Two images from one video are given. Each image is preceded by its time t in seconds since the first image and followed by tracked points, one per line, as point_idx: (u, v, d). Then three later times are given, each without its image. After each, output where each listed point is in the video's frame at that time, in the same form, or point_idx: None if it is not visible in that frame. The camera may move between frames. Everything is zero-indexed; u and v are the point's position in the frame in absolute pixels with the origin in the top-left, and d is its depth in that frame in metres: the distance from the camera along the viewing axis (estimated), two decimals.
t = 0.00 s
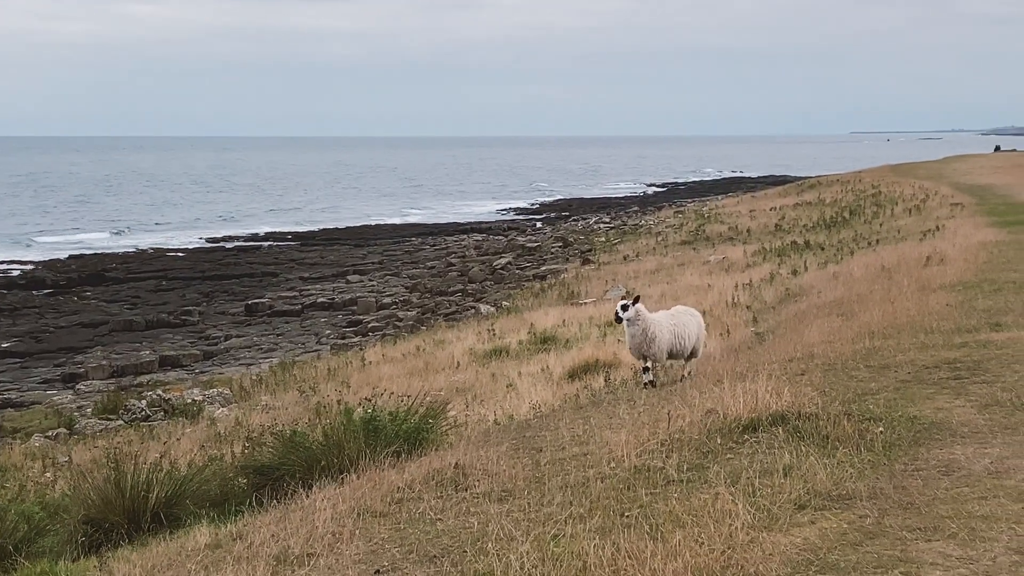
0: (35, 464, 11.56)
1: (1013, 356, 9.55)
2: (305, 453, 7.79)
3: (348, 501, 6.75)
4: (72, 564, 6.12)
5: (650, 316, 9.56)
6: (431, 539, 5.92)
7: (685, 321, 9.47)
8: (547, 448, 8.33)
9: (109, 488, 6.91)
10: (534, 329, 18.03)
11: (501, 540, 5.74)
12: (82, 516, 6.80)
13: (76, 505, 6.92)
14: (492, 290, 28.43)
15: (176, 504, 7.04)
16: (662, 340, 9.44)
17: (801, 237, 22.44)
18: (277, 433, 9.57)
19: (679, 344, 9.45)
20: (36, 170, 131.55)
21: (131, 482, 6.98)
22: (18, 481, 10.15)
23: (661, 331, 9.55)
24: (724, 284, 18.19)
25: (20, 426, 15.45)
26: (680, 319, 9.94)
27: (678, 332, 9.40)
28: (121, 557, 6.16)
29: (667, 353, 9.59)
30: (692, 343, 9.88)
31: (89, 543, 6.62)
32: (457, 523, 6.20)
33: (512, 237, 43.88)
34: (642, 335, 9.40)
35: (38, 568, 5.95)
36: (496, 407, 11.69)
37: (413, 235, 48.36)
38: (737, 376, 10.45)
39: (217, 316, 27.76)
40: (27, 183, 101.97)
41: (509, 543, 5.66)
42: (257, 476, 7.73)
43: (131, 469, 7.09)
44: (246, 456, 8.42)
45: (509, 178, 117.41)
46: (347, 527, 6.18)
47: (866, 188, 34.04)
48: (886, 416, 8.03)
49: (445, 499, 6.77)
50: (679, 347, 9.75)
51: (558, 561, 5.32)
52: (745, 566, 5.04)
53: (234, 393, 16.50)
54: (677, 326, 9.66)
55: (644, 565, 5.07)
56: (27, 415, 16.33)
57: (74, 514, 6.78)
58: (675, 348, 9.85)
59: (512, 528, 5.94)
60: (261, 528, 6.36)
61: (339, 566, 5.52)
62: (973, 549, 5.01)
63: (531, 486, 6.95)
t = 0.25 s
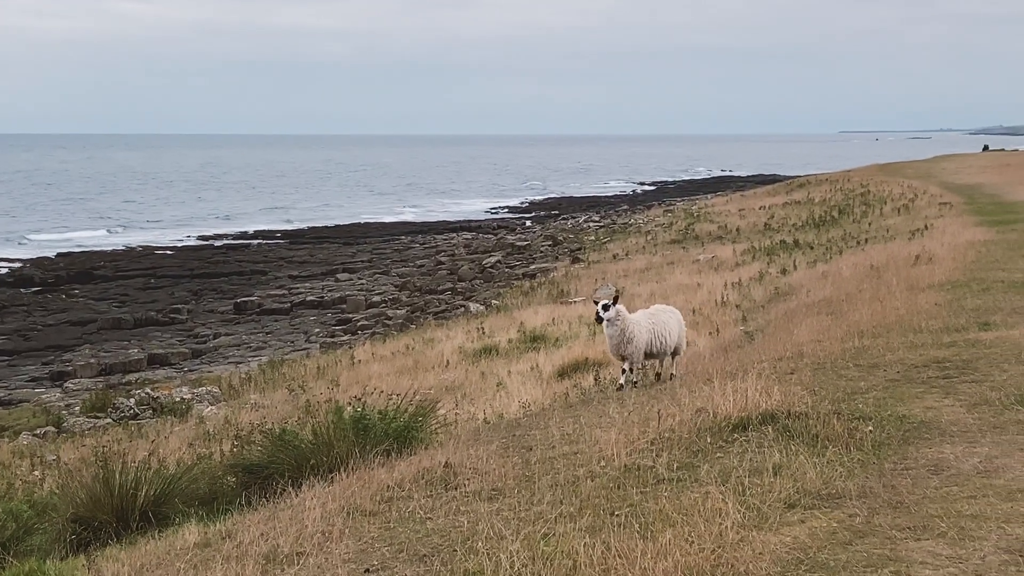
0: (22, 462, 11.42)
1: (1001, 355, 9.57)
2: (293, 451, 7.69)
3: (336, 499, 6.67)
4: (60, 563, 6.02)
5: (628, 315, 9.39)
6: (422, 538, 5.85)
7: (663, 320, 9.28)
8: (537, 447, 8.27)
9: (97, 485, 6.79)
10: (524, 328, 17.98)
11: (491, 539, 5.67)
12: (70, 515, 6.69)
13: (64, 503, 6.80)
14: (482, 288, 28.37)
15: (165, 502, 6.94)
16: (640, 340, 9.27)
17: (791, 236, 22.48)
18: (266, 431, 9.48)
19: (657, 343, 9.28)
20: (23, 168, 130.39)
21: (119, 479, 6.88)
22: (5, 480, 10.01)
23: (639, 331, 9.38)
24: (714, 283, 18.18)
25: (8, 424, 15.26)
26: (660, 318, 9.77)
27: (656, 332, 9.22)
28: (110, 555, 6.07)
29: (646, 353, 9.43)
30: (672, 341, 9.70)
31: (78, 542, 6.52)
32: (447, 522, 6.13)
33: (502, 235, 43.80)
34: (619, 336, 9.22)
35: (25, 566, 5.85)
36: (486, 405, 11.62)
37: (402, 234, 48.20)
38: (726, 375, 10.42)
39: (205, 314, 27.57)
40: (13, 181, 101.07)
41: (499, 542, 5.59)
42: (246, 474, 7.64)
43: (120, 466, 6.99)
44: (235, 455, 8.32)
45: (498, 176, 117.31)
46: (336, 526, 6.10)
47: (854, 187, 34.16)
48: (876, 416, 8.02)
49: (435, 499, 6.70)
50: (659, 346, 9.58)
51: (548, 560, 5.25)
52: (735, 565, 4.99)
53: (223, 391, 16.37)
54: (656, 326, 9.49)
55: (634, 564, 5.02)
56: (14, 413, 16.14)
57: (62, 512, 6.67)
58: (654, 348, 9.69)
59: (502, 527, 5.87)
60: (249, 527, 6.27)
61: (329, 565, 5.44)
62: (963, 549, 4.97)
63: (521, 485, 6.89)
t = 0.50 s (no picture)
0: (13, 461, 11.31)
1: (993, 355, 9.58)
2: (286, 451, 7.63)
3: (329, 499, 6.62)
4: (52, 563, 5.95)
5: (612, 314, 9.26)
6: (415, 538, 5.80)
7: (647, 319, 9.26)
8: (530, 446, 8.23)
9: (90, 485, 6.72)
10: (517, 327, 17.94)
11: (485, 538, 5.63)
12: (62, 514, 6.61)
13: (55, 502, 6.72)
14: (474, 287, 28.32)
15: (157, 502, 6.86)
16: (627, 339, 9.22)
17: (784, 235, 22.50)
18: (259, 430, 9.41)
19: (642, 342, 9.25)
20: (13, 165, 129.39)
21: (111, 478, 6.81)
22: None
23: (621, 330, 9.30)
24: (707, 282, 18.17)
25: None
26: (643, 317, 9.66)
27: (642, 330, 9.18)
28: (101, 555, 6.00)
29: (630, 353, 9.32)
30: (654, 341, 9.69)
31: (70, 541, 6.45)
32: (440, 522, 6.08)
33: (495, 235, 43.70)
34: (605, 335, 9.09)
35: (17, 567, 5.77)
36: (479, 404, 11.58)
37: (394, 233, 48.08)
38: (720, 374, 10.40)
39: (197, 313, 27.44)
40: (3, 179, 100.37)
41: (493, 542, 5.55)
42: (239, 474, 7.57)
43: (112, 466, 6.91)
44: (227, 454, 8.26)
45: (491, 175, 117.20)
46: (329, 525, 6.05)
47: (846, 187, 34.23)
48: (868, 415, 8.02)
49: (428, 498, 6.66)
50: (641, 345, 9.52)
51: (542, 560, 5.21)
52: (729, 565, 4.96)
53: (215, 390, 16.27)
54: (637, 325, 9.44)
55: (628, 564, 4.97)
56: (5, 412, 16.02)
57: (54, 511, 6.59)
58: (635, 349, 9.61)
59: (495, 527, 5.83)
60: (241, 526, 6.21)
61: (322, 564, 5.38)
62: (956, 549, 4.95)
63: (515, 484, 6.85)
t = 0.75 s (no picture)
0: (10, 459, 11.27)
1: (990, 353, 9.57)
2: (283, 450, 7.60)
3: (325, 498, 6.58)
4: (49, 561, 5.92)
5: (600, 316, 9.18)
6: (413, 536, 5.76)
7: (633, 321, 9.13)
8: (528, 445, 8.20)
9: (87, 483, 6.69)
10: (514, 326, 17.92)
11: (482, 537, 5.60)
12: (59, 512, 6.57)
13: (52, 500, 6.69)
14: (471, 286, 28.29)
15: (154, 500, 6.83)
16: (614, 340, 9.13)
17: (781, 234, 22.48)
18: (256, 428, 9.37)
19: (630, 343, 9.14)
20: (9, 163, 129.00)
21: (108, 476, 6.78)
22: None
23: (610, 331, 9.24)
24: (704, 281, 18.16)
25: None
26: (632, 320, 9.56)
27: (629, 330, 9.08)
28: (98, 553, 5.97)
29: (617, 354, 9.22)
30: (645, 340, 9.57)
31: (66, 539, 6.41)
32: (437, 520, 6.04)
33: (492, 233, 43.65)
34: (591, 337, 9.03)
35: (13, 566, 5.74)
36: (476, 403, 11.55)
37: (391, 231, 48.00)
38: (717, 373, 10.38)
39: (194, 311, 27.37)
40: None
41: (490, 541, 5.51)
42: (236, 472, 7.54)
43: (109, 464, 6.88)
44: (224, 452, 8.22)
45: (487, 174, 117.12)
46: (325, 524, 6.01)
47: (843, 186, 34.22)
48: (866, 414, 7.99)
49: (424, 497, 6.62)
50: (630, 347, 9.46)
51: (539, 558, 5.18)
52: (727, 564, 4.93)
53: (212, 388, 16.23)
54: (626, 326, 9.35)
55: (626, 562, 4.94)
56: (1, 410, 15.96)
57: (51, 509, 6.56)
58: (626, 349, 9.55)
59: (492, 525, 5.80)
60: (238, 525, 6.17)
61: (319, 563, 5.35)
62: (954, 548, 4.93)
63: (512, 483, 6.82)
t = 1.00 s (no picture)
0: (11, 458, 11.27)
1: (991, 353, 9.56)
2: (284, 448, 7.60)
3: (325, 495, 6.58)
4: (50, 560, 5.92)
5: (586, 318, 9.13)
6: (413, 535, 5.75)
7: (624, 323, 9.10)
8: (529, 444, 8.20)
9: (87, 481, 6.69)
10: (514, 324, 17.90)
11: (482, 536, 5.59)
12: (59, 511, 6.57)
13: (52, 499, 6.68)
14: (472, 284, 28.29)
15: (154, 498, 6.83)
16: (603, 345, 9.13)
17: (782, 234, 22.46)
18: (256, 427, 9.36)
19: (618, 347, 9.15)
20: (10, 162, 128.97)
21: (108, 476, 6.78)
22: None
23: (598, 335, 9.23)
24: (705, 280, 18.13)
25: None
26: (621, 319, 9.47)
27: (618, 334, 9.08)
28: (99, 551, 5.97)
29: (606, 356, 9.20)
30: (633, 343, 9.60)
31: (67, 537, 6.42)
32: (437, 519, 6.04)
33: (493, 232, 43.66)
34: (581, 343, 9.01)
35: (13, 566, 5.74)
36: (476, 402, 11.54)
37: (392, 229, 47.97)
38: (717, 372, 10.38)
39: (195, 310, 27.40)
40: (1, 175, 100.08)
41: (490, 539, 5.51)
42: (236, 471, 7.54)
43: (110, 463, 6.88)
44: (224, 451, 8.22)
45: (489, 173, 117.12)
46: (326, 523, 6.01)
47: (845, 185, 34.17)
48: (866, 414, 7.99)
49: (424, 496, 6.61)
50: (619, 349, 9.44)
51: (538, 557, 5.18)
52: (726, 563, 4.93)
53: (213, 386, 16.22)
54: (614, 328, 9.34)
55: (626, 562, 4.93)
56: (3, 408, 15.97)
57: (51, 508, 6.55)
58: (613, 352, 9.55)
59: (492, 525, 5.79)
60: (238, 522, 6.17)
61: (319, 562, 5.34)
62: (954, 547, 4.92)
63: (513, 482, 6.82)
